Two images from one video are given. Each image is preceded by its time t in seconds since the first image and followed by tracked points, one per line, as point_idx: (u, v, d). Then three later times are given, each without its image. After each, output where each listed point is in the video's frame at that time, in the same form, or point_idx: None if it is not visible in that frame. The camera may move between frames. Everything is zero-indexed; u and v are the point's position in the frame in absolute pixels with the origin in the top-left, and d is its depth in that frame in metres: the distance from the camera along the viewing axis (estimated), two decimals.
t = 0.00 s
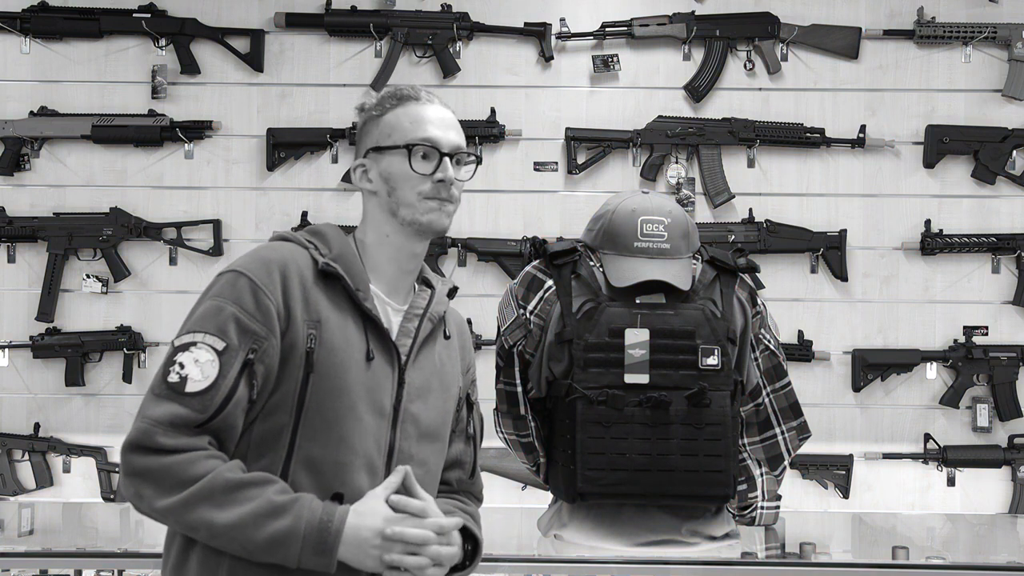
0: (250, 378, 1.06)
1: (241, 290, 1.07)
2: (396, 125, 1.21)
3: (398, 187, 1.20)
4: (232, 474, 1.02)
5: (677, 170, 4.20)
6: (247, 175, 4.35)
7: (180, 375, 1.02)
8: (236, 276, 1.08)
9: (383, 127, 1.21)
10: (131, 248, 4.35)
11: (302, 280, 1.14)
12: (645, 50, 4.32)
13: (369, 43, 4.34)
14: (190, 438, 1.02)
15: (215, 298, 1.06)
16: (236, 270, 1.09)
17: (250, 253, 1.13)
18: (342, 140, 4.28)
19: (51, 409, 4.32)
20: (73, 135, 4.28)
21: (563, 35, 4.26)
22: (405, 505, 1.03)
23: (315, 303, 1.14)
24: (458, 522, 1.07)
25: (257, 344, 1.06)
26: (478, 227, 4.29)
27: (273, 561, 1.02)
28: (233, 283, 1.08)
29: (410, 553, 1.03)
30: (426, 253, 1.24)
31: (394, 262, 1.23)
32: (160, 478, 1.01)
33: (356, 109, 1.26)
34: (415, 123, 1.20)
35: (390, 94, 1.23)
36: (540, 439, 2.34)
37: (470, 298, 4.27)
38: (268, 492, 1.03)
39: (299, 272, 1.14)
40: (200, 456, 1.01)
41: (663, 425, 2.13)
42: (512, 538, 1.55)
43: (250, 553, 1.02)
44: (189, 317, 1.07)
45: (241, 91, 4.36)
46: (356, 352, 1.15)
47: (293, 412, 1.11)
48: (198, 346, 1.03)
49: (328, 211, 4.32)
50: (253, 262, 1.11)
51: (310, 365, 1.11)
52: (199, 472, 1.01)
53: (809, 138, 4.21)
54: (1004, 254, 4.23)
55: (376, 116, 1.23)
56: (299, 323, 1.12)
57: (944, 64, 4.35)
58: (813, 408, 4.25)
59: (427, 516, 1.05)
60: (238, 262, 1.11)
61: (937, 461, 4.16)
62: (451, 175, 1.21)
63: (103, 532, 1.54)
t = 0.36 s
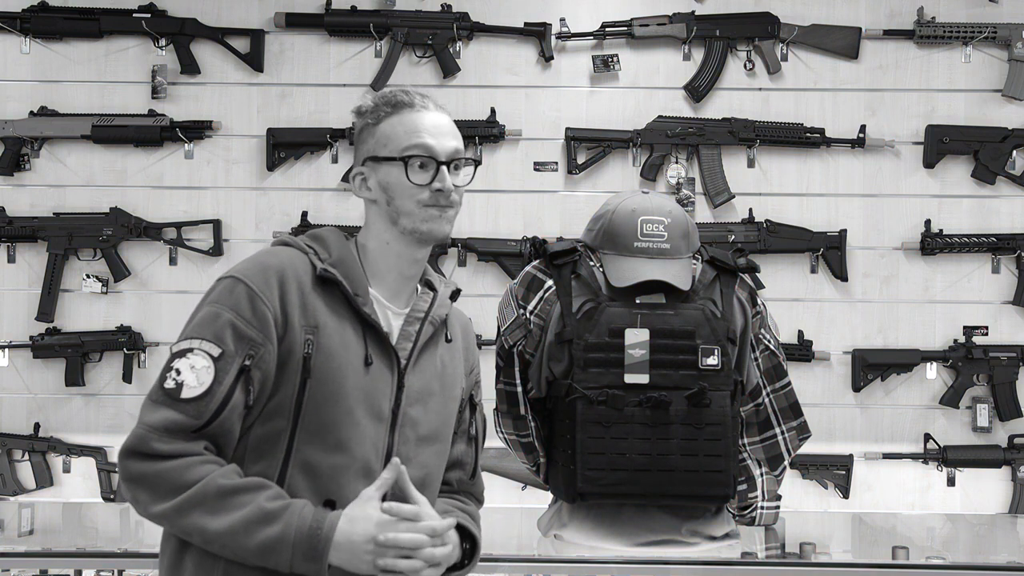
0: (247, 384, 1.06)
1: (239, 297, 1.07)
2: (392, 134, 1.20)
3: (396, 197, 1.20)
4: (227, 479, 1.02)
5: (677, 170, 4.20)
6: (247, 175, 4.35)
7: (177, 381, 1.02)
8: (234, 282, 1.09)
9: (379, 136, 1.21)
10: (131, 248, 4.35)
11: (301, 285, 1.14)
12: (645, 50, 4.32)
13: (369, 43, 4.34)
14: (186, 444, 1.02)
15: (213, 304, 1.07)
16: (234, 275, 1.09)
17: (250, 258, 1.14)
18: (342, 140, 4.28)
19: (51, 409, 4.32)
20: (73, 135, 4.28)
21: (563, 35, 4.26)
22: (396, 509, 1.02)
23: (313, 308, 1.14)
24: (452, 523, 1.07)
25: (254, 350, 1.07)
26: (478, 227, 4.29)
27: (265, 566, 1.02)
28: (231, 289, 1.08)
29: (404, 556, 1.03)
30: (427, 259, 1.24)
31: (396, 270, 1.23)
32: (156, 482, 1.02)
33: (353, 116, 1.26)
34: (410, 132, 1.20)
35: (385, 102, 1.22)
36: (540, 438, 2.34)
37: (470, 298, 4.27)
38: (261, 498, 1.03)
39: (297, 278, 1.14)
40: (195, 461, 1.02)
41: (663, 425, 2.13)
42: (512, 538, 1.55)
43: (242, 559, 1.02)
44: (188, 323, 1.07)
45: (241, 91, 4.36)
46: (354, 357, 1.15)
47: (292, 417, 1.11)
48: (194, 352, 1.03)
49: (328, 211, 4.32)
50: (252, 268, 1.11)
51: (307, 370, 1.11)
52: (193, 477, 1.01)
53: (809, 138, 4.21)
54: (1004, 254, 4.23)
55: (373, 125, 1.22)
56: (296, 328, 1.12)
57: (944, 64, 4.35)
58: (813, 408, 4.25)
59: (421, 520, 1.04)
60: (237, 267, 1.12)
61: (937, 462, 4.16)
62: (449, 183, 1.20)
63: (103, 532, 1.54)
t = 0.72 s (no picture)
0: (248, 380, 1.06)
1: (239, 293, 1.08)
2: (396, 131, 1.20)
3: (399, 193, 1.20)
4: (229, 476, 1.02)
5: (678, 170, 4.20)
6: (247, 175, 4.35)
7: (178, 377, 1.02)
8: (235, 278, 1.09)
9: (383, 132, 1.21)
10: (131, 247, 4.35)
11: (301, 281, 1.14)
12: (645, 50, 4.32)
13: (369, 43, 4.34)
14: (187, 440, 1.02)
15: (214, 300, 1.07)
16: (235, 272, 1.09)
17: (250, 255, 1.14)
18: (342, 140, 4.28)
19: (51, 409, 4.32)
20: (73, 135, 4.28)
21: (563, 35, 4.26)
22: (402, 508, 1.03)
23: (314, 305, 1.14)
24: (454, 523, 1.06)
25: (255, 347, 1.07)
26: (478, 227, 4.29)
27: (267, 564, 1.02)
28: (232, 286, 1.08)
29: (406, 555, 1.03)
30: (426, 257, 1.24)
31: (394, 267, 1.23)
32: (157, 479, 1.02)
33: (357, 111, 1.26)
34: (415, 129, 1.20)
35: (390, 99, 1.22)
36: (540, 439, 2.34)
37: (470, 298, 4.27)
38: (262, 495, 1.03)
39: (297, 275, 1.14)
40: (197, 457, 1.01)
41: (663, 425, 2.13)
42: (512, 538, 1.55)
43: (244, 556, 1.02)
44: (188, 320, 1.07)
45: (240, 91, 4.36)
46: (355, 355, 1.15)
47: (292, 414, 1.11)
48: (196, 348, 1.03)
49: (328, 211, 4.32)
50: (252, 265, 1.11)
51: (308, 366, 1.11)
52: (195, 473, 1.01)
53: (809, 139, 4.22)
54: (1004, 254, 4.23)
55: (377, 122, 1.22)
56: (297, 325, 1.12)
57: (943, 64, 4.35)
58: (813, 408, 4.25)
59: (424, 519, 1.04)
60: (237, 264, 1.11)
61: (937, 461, 4.16)
62: (451, 182, 1.20)
63: (103, 532, 1.53)
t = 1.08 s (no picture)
0: (250, 380, 1.06)
1: (241, 293, 1.08)
2: (397, 131, 1.20)
3: (400, 194, 1.20)
4: (232, 475, 1.03)
5: (678, 170, 4.21)
6: (247, 175, 4.35)
7: (180, 377, 1.02)
8: (236, 278, 1.09)
9: (384, 132, 1.21)
10: (131, 247, 4.35)
11: (301, 281, 1.14)
12: (645, 50, 4.32)
13: (369, 43, 4.34)
14: (189, 440, 1.02)
15: (215, 300, 1.07)
16: (236, 272, 1.10)
17: (251, 254, 1.14)
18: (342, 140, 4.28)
19: (51, 409, 4.32)
20: (73, 135, 4.28)
21: (564, 35, 4.26)
22: (403, 509, 1.03)
23: (315, 305, 1.14)
24: (456, 524, 1.07)
25: (257, 347, 1.07)
26: (478, 227, 4.29)
27: (269, 565, 1.02)
28: (233, 285, 1.08)
29: (408, 555, 1.04)
30: (428, 256, 1.24)
31: (397, 267, 1.23)
32: (160, 479, 1.02)
33: (359, 112, 1.26)
34: (415, 129, 1.20)
35: (391, 100, 1.22)
36: (540, 439, 2.34)
37: (470, 298, 4.27)
38: (265, 495, 1.03)
39: (298, 275, 1.14)
40: (198, 457, 1.02)
41: (663, 424, 2.13)
42: (512, 538, 1.55)
43: (246, 557, 1.02)
44: (190, 319, 1.08)
45: (240, 91, 4.36)
46: (355, 355, 1.15)
47: (293, 414, 1.11)
48: (197, 348, 1.03)
49: (328, 211, 4.32)
50: (254, 265, 1.11)
51: (309, 366, 1.11)
52: (197, 473, 1.01)
53: (809, 139, 4.22)
54: (1004, 254, 4.23)
55: (378, 123, 1.22)
56: (298, 324, 1.12)
57: (943, 64, 4.35)
58: (813, 408, 4.25)
59: (426, 519, 1.04)
60: (238, 263, 1.12)
61: (937, 461, 4.16)
62: (453, 182, 1.20)
63: (103, 532, 1.53)
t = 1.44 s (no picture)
0: (296, 380, 1.03)
1: (274, 292, 1.03)
2: (375, 124, 1.18)
3: (382, 185, 1.17)
4: (297, 472, 0.99)
5: (678, 170, 4.23)
6: (247, 175, 4.35)
7: (231, 384, 0.97)
8: (265, 277, 1.04)
9: (365, 127, 1.19)
10: (131, 247, 4.35)
11: (326, 276, 1.10)
12: (645, 50, 4.32)
13: (369, 43, 4.34)
14: (248, 447, 0.97)
15: (247, 301, 1.02)
16: (263, 271, 1.04)
17: (270, 252, 1.08)
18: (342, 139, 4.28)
19: (51, 409, 4.32)
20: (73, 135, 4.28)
21: (563, 35, 4.26)
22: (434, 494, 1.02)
23: (342, 302, 1.11)
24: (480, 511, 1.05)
25: (298, 346, 1.03)
26: (478, 227, 4.28)
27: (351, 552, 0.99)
28: (264, 285, 1.03)
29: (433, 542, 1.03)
30: (422, 246, 1.21)
31: (393, 260, 1.21)
32: (225, 488, 0.97)
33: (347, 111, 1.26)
34: (396, 118, 1.17)
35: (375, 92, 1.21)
36: (541, 438, 2.34)
37: (470, 298, 4.27)
38: (334, 484, 1.00)
39: (324, 271, 1.10)
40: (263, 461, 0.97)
41: (663, 424, 2.13)
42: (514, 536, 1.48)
43: (328, 550, 0.99)
44: (219, 323, 1.01)
45: (241, 91, 4.36)
46: (382, 348, 1.13)
47: (328, 414, 1.09)
48: (243, 352, 0.98)
49: (328, 211, 4.32)
50: (280, 263, 1.06)
51: (343, 364, 1.09)
52: (265, 477, 0.97)
53: (808, 138, 4.23)
54: (1004, 254, 4.23)
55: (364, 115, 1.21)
56: (329, 323, 1.09)
57: (943, 64, 4.35)
58: (813, 408, 4.25)
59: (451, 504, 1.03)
60: (260, 261, 1.06)
61: (938, 461, 4.16)
62: (434, 167, 1.17)
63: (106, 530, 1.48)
